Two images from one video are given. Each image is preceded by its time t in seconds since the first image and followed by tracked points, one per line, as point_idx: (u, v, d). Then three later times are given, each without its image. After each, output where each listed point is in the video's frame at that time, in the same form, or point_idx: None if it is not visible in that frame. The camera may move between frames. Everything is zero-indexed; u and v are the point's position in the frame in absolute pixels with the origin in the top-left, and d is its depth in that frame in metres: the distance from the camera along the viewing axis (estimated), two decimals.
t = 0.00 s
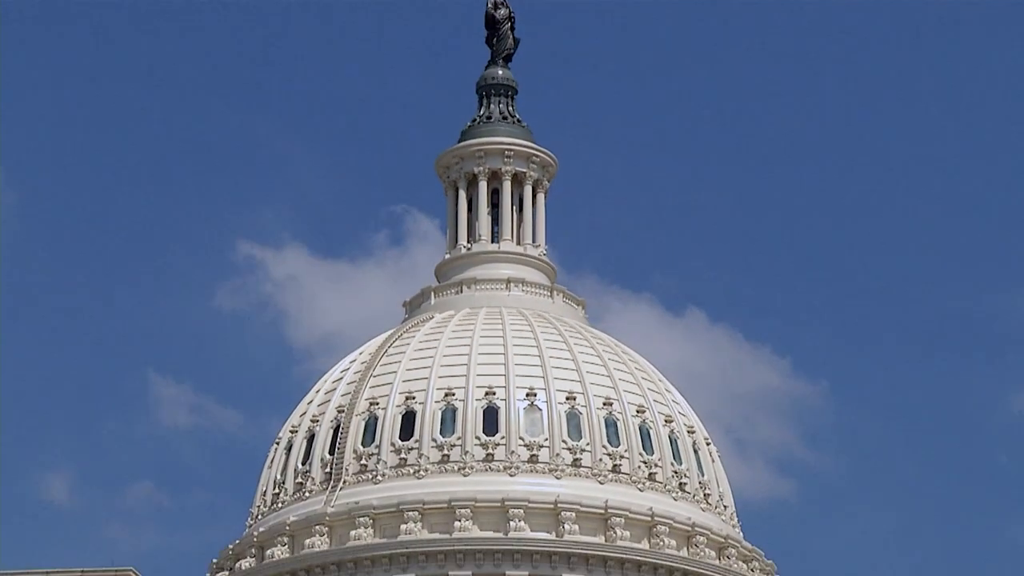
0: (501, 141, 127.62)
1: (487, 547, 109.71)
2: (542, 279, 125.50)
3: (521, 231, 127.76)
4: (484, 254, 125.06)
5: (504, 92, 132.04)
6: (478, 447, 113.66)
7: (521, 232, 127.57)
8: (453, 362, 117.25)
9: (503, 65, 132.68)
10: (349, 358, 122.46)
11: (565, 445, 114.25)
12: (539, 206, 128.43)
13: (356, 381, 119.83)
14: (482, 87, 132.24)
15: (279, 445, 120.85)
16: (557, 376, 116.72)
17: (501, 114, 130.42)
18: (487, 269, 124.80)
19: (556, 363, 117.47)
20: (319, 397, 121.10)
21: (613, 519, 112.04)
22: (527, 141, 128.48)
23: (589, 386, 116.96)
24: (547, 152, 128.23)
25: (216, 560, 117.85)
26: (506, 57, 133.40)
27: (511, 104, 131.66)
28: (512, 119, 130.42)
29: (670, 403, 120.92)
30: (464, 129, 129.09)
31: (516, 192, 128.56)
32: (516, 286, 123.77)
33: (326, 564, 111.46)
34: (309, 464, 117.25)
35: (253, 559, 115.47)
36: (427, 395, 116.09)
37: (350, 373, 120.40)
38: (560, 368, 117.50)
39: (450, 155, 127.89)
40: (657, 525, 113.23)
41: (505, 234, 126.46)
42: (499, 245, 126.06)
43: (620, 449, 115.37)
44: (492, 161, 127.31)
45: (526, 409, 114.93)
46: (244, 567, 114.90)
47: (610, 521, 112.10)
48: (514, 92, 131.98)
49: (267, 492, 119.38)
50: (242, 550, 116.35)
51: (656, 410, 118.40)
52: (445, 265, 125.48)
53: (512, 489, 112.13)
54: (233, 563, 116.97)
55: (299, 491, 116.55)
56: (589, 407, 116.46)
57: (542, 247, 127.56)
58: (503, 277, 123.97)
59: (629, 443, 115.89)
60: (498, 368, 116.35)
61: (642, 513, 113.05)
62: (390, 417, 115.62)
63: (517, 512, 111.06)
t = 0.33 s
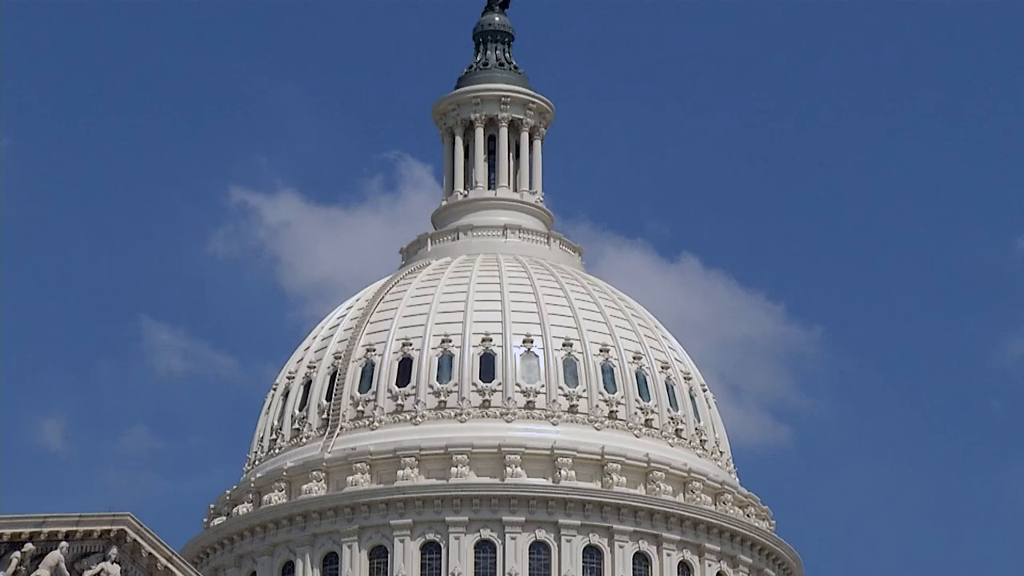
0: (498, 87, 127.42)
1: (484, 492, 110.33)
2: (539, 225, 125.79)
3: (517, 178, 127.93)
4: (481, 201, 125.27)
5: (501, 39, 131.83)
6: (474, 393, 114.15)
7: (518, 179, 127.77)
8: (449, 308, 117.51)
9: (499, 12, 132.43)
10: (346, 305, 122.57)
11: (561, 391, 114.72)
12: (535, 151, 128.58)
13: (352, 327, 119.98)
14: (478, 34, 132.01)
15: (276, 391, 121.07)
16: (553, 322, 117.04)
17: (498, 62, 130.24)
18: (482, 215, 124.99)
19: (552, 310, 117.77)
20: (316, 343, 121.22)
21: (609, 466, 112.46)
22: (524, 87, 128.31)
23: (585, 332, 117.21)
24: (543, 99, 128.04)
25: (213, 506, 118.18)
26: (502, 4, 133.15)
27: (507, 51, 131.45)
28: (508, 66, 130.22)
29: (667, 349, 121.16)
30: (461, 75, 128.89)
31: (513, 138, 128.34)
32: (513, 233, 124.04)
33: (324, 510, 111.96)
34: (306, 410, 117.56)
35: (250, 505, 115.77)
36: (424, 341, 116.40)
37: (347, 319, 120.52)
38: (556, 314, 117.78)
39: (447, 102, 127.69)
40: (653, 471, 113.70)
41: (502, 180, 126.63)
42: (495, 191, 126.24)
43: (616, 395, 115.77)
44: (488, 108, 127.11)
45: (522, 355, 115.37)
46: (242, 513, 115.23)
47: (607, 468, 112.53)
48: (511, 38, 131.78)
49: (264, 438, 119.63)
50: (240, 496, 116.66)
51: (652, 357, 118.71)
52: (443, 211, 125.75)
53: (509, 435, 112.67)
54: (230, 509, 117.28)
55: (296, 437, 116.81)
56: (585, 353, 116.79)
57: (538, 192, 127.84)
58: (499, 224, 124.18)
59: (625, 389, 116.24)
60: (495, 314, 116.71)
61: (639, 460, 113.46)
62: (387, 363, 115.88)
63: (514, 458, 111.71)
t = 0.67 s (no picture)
0: (496, 22, 127.05)
1: (481, 426, 110.60)
2: (538, 159, 125.85)
3: (516, 113, 127.79)
4: (479, 135, 125.31)
5: None
6: (472, 327, 114.62)
7: (516, 114, 127.66)
8: (447, 244, 117.58)
9: None
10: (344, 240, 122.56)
11: (559, 326, 115.07)
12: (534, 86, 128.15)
13: (350, 261, 120.00)
14: None
15: (275, 325, 121.22)
16: (551, 258, 117.14)
17: None
18: (480, 150, 125.04)
19: (550, 245, 117.83)
20: (314, 278, 121.27)
21: (607, 400, 113.00)
22: (523, 22, 127.92)
23: (583, 267, 117.31)
24: (541, 34, 127.65)
25: (212, 440, 118.46)
26: None
27: None
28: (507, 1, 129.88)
29: (665, 284, 121.23)
30: (459, 10, 128.56)
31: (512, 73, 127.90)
32: (512, 168, 123.99)
33: (322, 444, 112.23)
34: (305, 344, 117.82)
35: (249, 439, 116.07)
36: (422, 277, 116.53)
37: (345, 254, 120.54)
38: (554, 250, 117.85)
39: (445, 37, 127.38)
40: (651, 406, 114.15)
41: (500, 115, 126.61)
42: (493, 126, 126.24)
43: (614, 330, 116.02)
44: (487, 42, 126.81)
45: (520, 290, 115.55)
46: (240, 447, 115.51)
47: (604, 402, 113.08)
48: None
49: (263, 372, 119.85)
50: (239, 430, 116.94)
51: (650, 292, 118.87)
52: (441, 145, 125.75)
53: (507, 370, 113.16)
54: (229, 443, 117.61)
55: (295, 372, 117.08)
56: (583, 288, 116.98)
57: (536, 127, 127.94)
58: (498, 159, 124.17)
59: (623, 324, 116.45)
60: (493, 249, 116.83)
61: (637, 394, 113.92)
62: (385, 299, 116.01)
63: (512, 393, 112.15)
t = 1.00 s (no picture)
0: None
1: (475, 361, 110.80)
2: (533, 93, 125.60)
3: (510, 48, 127.47)
4: (473, 69, 125.01)
5: None
6: (466, 262, 114.72)
7: (510, 48, 127.30)
8: (442, 180, 117.63)
9: None
10: (338, 174, 122.49)
11: (553, 261, 115.21)
12: (528, 22, 128.67)
13: (345, 196, 120.00)
14: None
15: (269, 260, 121.25)
16: (545, 193, 117.21)
17: None
18: (474, 84, 124.81)
19: (544, 181, 117.88)
20: (308, 212, 121.26)
21: (601, 335, 113.19)
22: None
23: (577, 203, 117.39)
24: None
25: (207, 374, 118.67)
26: None
27: None
28: None
29: (659, 219, 121.29)
30: None
31: (506, 7, 128.19)
32: (506, 103, 123.83)
33: (317, 378, 112.32)
34: (299, 279, 117.91)
35: (243, 373, 116.27)
36: (416, 212, 116.57)
37: (339, 188, 120.50)
38: (548, 185, 117.89)
39: None
40: (645, 340, 114.36)
41: (494, 50, 126.25)
42: (488, 60, 125.85)
43: (609, 265, 116.19)
44: None
45: (515, 225, 115.66)
46: (234, 381, 115.75)
47: (598, 337, 113.25)
48: None
49: (257, 306, 119.96)
50: (233, 364, 117.12)
51: (645, 227, 118.95)
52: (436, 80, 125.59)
53: (501, 304, 113.23)
54: (223, 377, 117.76)
55: (289, 306, 117.21)
56: (577, 223, 117.11)
57: (531, 62, 127.52)
58: (492, 94, 123.96)
59: (617, 259, 116.65)
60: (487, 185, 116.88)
61: (631, 328, 114.13)
62: (379, 233, 116.11)
63: (506, 327, 112.21)
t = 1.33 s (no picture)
0: None
1: (469, 298, 110.88)
2: (526, 30, 125.23)
3: None
4: (466, 6, 124.70)
5: None
6: (460, 198, 114.72)
7: None
8: (435, 116, 117.47)
9: None
10: (331, 110, 122.20)
11: (547, 197, 115.22)
12: None
13: (338, 132, 119.78)
14: None
15: (262, 196, 121.06)
16: (539, 129, 117.10)
17: None
18: (467, 21, 124.52)
19: (538, 117, 117.76)
20: (302, 147, 121.03)
21: (595, 272, 113.29)
22: None
23: (571, 139, 117.28)
24: None
25: (200, 310, 118.66)
26: None
27: None
28: None
29: (652, 155, 121.13)
30: None
31: None
32: (500, 39, 123.51)
33: (310, 315, 112.37)
34: (292, 215, 117.80)
35: (236, 309, 116.29)
36: (409, 148, 116.46)
37: (332, 124, 120.28)
38: (542, 121, 117.76)
39: None
40: (638, 277, 114.46)
41: None
42: None
43: (602, 201, 116.17)
44: None
45: (508, 161, 115.61)
46: (227, 317, 115.76)
47: (592, 274, 113.36)
48: None
49: (250, 243, 119.83)
50: (226, 300, 117.10)
51: (638, 164, 118.86)
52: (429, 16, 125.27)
53: (494, 240, 113.30)
54: (217, 313, 117.75)
55: (282, 243, 117.15)
56: (570, 159, 117.04)
57: None
58: (486, 30, 123.62)
59: (611, 195, 116.59)
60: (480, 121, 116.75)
61: (624, 265, 114.17)
62: (372, 169, 116.01)
63: (499, 264, 112.32)
